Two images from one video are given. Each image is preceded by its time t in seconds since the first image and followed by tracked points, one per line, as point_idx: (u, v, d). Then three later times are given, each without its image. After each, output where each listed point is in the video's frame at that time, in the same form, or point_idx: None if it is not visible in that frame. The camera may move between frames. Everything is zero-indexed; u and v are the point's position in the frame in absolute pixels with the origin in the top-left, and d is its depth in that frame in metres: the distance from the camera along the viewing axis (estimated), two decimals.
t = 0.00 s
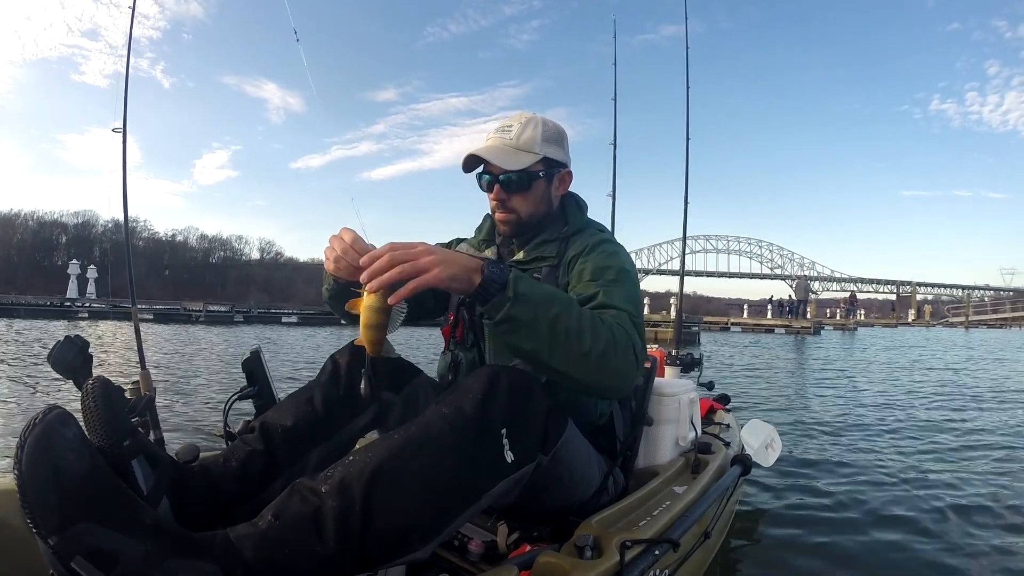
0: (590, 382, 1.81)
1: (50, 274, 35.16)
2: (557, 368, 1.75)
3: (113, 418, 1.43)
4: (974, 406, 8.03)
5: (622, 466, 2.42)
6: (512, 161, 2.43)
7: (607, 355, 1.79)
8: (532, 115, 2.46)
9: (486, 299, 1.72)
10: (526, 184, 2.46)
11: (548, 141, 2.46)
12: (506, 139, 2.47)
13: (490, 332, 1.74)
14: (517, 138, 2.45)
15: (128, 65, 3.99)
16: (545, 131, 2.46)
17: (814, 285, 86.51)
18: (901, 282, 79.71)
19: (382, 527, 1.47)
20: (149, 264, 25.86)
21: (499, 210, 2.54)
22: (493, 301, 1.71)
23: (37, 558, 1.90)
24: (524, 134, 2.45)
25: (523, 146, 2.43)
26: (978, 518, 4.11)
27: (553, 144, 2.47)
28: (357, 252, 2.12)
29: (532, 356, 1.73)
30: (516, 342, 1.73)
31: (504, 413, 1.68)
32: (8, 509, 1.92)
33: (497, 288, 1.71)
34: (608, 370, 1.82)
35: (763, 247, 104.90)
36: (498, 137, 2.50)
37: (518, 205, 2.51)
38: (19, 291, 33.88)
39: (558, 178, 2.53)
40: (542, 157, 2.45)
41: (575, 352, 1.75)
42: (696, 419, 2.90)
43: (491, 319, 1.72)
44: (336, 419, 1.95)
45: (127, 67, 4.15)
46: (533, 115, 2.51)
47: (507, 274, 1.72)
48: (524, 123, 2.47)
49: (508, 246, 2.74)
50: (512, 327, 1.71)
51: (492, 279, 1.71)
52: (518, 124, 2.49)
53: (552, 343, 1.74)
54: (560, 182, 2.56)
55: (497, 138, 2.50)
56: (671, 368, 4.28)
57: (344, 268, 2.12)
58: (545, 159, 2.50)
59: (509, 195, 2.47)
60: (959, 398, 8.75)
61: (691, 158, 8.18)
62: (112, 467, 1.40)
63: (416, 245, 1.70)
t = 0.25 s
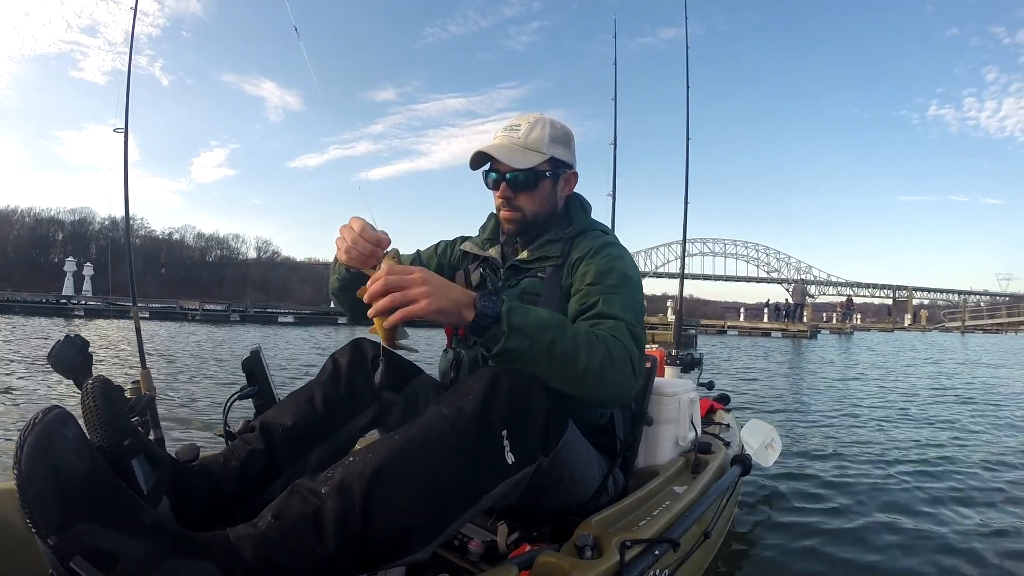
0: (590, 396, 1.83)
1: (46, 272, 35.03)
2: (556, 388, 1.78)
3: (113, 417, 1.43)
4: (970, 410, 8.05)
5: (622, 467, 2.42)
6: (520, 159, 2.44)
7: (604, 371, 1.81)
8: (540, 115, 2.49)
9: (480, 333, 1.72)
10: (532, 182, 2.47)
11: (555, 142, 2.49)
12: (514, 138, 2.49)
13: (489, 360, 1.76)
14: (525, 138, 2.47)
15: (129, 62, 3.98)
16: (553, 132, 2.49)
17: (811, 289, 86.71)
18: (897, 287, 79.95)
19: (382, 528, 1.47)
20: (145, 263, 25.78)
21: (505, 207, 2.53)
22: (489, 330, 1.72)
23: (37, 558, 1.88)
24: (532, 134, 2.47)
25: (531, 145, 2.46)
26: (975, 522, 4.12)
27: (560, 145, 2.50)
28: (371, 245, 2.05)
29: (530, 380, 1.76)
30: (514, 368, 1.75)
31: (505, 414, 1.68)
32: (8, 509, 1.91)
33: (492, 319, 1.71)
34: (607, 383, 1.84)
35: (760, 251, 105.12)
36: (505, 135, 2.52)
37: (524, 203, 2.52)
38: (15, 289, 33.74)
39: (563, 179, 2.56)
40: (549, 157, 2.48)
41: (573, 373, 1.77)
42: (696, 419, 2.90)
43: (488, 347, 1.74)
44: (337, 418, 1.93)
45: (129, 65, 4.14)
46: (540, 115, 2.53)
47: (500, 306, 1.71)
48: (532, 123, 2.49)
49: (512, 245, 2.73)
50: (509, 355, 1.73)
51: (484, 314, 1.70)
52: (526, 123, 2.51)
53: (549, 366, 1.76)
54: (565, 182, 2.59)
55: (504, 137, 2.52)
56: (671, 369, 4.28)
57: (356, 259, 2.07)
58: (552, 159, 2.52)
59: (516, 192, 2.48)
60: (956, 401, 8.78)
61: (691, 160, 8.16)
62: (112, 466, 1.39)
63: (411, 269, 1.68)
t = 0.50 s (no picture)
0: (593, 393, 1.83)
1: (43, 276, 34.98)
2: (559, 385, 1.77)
3: (113, 418, 1.42)
4: (969, 413, 8.05)
5: (623, 468, 2.41)
6: (520, 158, 2.45)
7: (606, 367, 1.80)
8: (540, 116, 2.50)
9: (480, 330, 1.72)
10: (532, 182, 2.47)
11: (555, 142, 2.50)
12: (514, 138, 2.50)
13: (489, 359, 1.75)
14: (525, 137, 2.48)
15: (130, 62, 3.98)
16: (553, 132, 2.49)
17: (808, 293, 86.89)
18: (894, 291, 80.14)
19: (382, 528, 1.46)
20: (143, 266, 25.72)
21: (505, 207, 2.53)
22: (489, 327, 1.71)
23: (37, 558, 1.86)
24: (532, 134, 2.48)
25: (531, 145, 2.46)
26: (975, 523, 4.12)
27: (560, 145, 2.51)
28: (373, 243, 2.04)
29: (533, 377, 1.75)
30: (515, 365, 1.74)
31: (504, 414, 1.68)
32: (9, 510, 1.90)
33: (493, 316, 1.71)
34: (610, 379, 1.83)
35: (757, 256, 105.35)
36: (506, 135, 2.52)
37: (524, 203, 2.52)
38: (12, 292, 33.65)
39: (563, 179, 2.56)
40: (549, 157, 2.49)
41: (575, 369, 1.76)
42: (696, 419, 2.90)
43: (489, 346, 1.73)
44: (338, 418, 1.93)
45: (130, 65, 4.14)
46: (540, 116, 2.54)
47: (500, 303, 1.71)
48: (532, 124, 2.49)
49: (512, 245, 2.73)
50: (510, 353, 1.72)
51: (484, 311, 1.70)
52: (526, 124, 2.51)
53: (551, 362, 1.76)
54: (565, 183, 2.59)
55: (505, 137, 2.52)
56: (671, 369, 4.28)
57: (358, 256, 2.06)
58: (551, 159, 2.53)
59: (516, 192, 2.48)
60: (954, 404, 8.79)
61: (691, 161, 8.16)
62: (112, 467, 1.38)
63: (415, 264, 1.67)
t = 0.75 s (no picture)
0: (602, 384, 1.81)
1: (41, 279, 34.93)
2: (568, 376, 1.76)
3: (113, 418, 1.41)
4: (968, 413, 8.06)
5: (623, 469, 2.41)
6: (521, 159, 2.45)
7: (614, 357, 1.81)
8: (541, 116, 2.50)
9: (488, 322, 1.68)
10: (533, 182, 2.48)
11: (555, 142, 2.51)
12: (515, 138, 2.50)
13: (497, 351, 1.72)
14: (525, 138, 2.48)
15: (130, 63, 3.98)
16: (553, 133, 2.50)
17: (806, 294, 86.98)
18: (891, 292, 80.25)
19: (383, 528, 1.46)
20: (141, 269, 25.66)
21: (505, 207, 2.54)
22: (497, 318, 1.68)
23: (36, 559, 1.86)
24: (533, 134, 2.48)
25: (531, 146, 2.47)
26: (975, 523, 4.12)
27: (560, 145, 2.52)
28: (375, 245, 2.04)
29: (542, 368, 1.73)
30: (524, 357, 1.71)
31: (504, 414, 1.68)
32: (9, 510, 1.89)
33: (501, 307, 1.68)
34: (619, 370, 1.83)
35: (755, 257, 105.47)
36: (506, 135, 2.53)
37: (525, 202, 2.52)
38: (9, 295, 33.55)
39: (563, 180, 2.57)
40: (549, 157, 2.49)
41: (585, 359, 1.75)
42: (696, 419, 2.90)
43: (497, 338, 1.70)
44: (338, 419, 1.92)
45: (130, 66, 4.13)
46: (540, 116, 2.55)
47: (507, 291, 1.70)
48: (532, 124, 2.50)
49: (512, 246, 2.73)
50: (519, 344, 1.69)
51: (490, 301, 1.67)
52: (526, 125, 2.52)
53: (560, 353, 1.73)
54: (565, 183, 2.59)
55: (505, 137, 2.53)
56: (671, 370, 4.28)
57: (360, 258, 2.06)
58: (551, 160, 2.54)
59: (516, 191, 2.49)
60: (953, 404, 8.80)
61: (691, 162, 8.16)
62: (112, 468, 1.38)
63: (412, 262, 1.67)
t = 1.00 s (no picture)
0: (606, 373, 1.79)
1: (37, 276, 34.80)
2: (571, 364, 1.74)
3: (113, 418, 1.41)
4: (965, 410, 8.09)
5: (623, 468, 2.41)
6: (522, 158, 2.45)
7: (618, 344, 1.79)
8: (542, 116, 2.50)
9: (487, 313, 1.70)
10: (534, 181, 2.48)
11: (556, 142, 2.51)
12: (516, 138, 2.50)
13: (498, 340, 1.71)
14: (527, 137, 2.48)
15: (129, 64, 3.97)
16: (554, 133, 2.50)
17: (803, 290, 87.13)
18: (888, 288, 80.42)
19: (382, 527, 1.46)
20: (138, 266, 25.58)
21: (506, 206, 2.54)
22: (497, 306, 1.69)
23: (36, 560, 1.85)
24: (534, 134, 2.48)
25: (533, 146, 2.46)
26: (973, 520, 4.14)
27: (562, 145, 2.51)
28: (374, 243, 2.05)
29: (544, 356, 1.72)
30: (526, 343, 1.71)
31: (504, 414, 1.68)
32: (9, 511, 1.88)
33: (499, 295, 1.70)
34: (623, 357, 1.81)
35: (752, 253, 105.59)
36: (507, 135, 2.53)
37: (526, 202, 2.52)
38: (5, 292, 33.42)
39: (564, 180, 2.57)
40: (550, 157, 2.49)
41: (587, 346, 1.74)
42: (696, 419, 2.91)
43: (497, 326, 1.70)
44: (338, 419, 1.93)
45: (128, 66, 4.11)
46: (542, 116, 2.55)
47: (506, 279, 1.71)
48: (534, 124, 2.50)
49: (513, 245, 2.73)
50: (520, 330, 1.69)
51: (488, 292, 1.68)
52: (527, 124, 2.52)
53: (562, 340, 1.73)
54: (566, 183, 2.59)
55: (507, 137, 2.52)
56: (671, 369, 4.29)
57: (362, 261, 2.06)
58: (553, 160, 2.53)
59: (518, 191, 2.49)
60: (949, 401, 8.85)
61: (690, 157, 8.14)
62: (112, 469, 1.38)
63: (410, 256, 1.68)
